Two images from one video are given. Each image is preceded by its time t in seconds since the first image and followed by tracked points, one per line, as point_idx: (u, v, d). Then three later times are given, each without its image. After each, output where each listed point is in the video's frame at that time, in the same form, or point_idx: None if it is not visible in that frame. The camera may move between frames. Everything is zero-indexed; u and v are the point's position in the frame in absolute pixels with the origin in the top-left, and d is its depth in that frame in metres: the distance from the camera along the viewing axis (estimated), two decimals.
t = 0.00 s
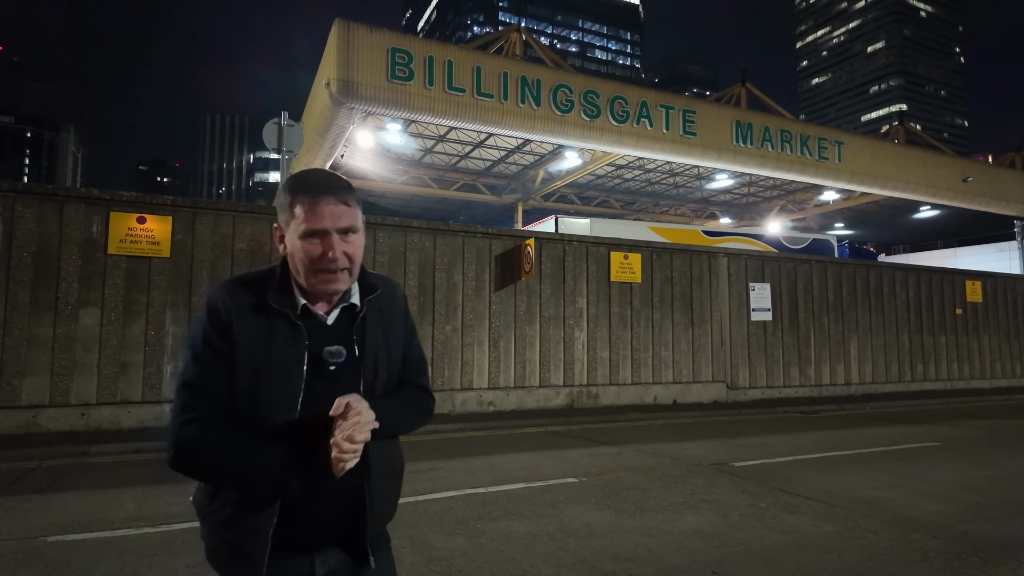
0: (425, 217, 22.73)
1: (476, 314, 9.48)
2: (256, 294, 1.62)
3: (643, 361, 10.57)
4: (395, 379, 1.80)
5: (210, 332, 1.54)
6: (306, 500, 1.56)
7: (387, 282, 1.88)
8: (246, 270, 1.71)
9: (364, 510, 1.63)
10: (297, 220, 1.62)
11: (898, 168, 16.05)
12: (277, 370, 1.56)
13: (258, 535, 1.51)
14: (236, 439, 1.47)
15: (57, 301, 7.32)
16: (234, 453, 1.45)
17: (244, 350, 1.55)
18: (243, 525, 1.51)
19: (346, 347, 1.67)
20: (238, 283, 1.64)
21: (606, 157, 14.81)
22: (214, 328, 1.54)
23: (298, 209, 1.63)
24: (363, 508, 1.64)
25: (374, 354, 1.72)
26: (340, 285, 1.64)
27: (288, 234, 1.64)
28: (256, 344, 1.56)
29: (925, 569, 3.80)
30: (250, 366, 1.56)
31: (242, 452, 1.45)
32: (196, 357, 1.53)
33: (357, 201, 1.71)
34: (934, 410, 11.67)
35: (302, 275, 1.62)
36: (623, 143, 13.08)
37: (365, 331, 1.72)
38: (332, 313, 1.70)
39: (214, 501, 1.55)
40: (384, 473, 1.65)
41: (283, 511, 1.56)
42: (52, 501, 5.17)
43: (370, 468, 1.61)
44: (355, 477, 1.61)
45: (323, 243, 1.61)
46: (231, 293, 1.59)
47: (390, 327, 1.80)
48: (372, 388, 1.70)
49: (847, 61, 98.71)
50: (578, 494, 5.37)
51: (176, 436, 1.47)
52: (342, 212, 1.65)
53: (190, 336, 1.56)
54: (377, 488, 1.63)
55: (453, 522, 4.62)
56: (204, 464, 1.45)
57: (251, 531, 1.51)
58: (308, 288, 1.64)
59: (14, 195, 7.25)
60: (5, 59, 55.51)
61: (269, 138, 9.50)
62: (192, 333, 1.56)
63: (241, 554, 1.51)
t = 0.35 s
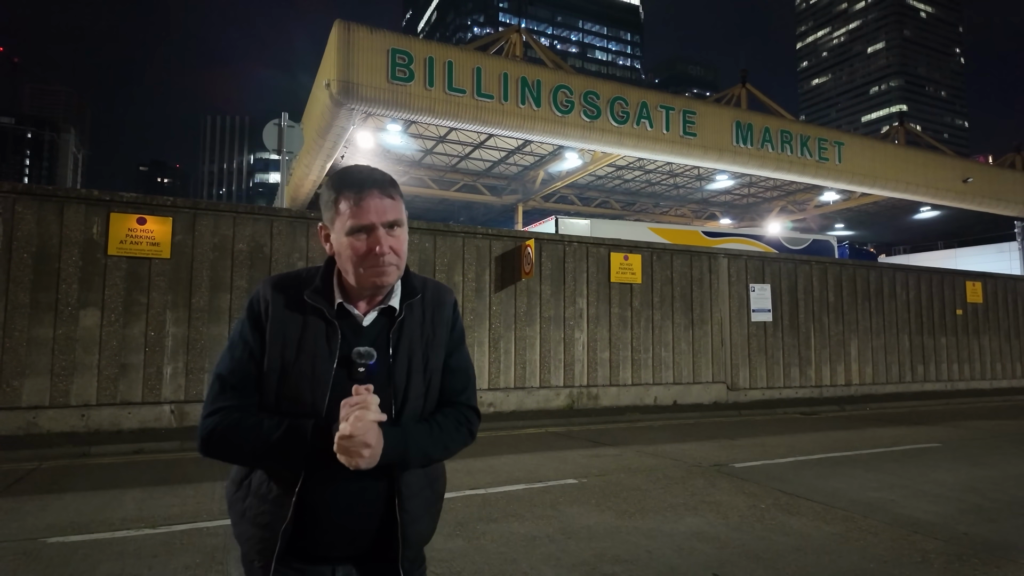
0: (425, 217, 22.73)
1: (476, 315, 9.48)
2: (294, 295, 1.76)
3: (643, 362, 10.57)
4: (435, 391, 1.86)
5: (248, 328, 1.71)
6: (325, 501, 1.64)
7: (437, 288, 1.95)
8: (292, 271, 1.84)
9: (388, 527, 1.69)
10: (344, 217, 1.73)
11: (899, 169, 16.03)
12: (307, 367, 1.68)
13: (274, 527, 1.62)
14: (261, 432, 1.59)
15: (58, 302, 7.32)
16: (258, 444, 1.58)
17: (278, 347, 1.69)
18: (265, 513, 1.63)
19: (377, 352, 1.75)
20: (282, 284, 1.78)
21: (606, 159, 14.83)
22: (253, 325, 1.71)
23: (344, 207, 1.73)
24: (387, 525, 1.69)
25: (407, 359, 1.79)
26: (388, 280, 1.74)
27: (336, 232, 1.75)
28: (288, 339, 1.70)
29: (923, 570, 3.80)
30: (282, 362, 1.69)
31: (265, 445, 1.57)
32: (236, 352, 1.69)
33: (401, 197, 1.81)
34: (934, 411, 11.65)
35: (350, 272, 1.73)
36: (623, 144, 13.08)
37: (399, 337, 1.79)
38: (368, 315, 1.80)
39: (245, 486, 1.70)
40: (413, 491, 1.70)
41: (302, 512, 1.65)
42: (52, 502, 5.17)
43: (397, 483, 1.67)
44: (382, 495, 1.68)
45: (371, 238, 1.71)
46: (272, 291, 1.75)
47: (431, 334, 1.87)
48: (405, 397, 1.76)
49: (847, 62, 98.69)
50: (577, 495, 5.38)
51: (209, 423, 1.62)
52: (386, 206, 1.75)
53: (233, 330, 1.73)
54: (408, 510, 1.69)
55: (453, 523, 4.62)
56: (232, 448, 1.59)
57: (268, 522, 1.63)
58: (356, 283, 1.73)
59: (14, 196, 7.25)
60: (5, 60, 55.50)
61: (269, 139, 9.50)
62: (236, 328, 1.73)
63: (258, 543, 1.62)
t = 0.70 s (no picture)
0: (424, 218, 22.69)
1: (476, 317, 9.43)
2: (278, 295, 1.65)
3: (643, 364, 10.52)
4: (424, 391, 1.84)
5: (229, 332, 1.59)
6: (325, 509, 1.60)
7: (422, 285, 1.93)
8: (267, 272, 1.70)
9: (388, 528, 1.68)
10: (358, 211, 1.64)
11: (900, 169, 15.99)
12: (297, 372, 1.60)
13: (270, 548, 1.54)
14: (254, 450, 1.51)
15: (54, 304, 7.27)
16: (251, 464, 1.49)
17: (264, 352, 1.59)
18: (256, 535, 1.54)
19: (368, 354, 1.71)
20: (261, 284, 1.66)
21: (606, 159, 14.79)
22: (233, 329, 1.59)
23: (356, 201, 1.64)
24: (386, 525, 1.69)
25: (398, 359, 1.76)
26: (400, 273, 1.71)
27: (344, 228, 1.64)
28: (277, 343, 1.60)
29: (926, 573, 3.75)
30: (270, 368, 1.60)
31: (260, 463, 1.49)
32: (215, 360, 1.56)
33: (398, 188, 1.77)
34: (936, 413, 11.60)
35: (364, 269, 1.65)
36: (623, 144, 13.02)
37: (389, 337, 1.76)
38: (355, 316, 1.74)
39: (228, 509, 1.59)
40: (412, 490, 1.70)
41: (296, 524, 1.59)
42: (47, 505, 5.13)
43: (396, 480, 1.67)
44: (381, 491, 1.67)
45: (388, 233, 1.67)
46: (254, 291, 1.63)
47: (420, 332, 1.84)
48: (399, 397, 1.74)
49: (847, 62, 98.63)
50: (577, 498, 5.33)
51: (191, 444, 1.50)
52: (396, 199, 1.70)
53: (210, 334, 1.60)
54: (407, 508, 1.69)
55: (451, 527, 4.58)
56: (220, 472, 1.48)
57: (262, 544, 1.54)
58: (370, 280, 1.67)
59: (11, 197, 7.21)
60: (5, 60, 55.45)
61: (268, 140, 9.45)
62: (214, 332, 1.60)
63: (252, 568, 1.53)
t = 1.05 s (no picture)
0: (424, 221, 22.71)
1: (475, 319, 9.43)
2: (269, 292, 1.51)
3: (643, 366, 10.51)
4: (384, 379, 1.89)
5: (228, 336, 1.38)
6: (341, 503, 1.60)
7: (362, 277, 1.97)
8: (255, 278, 1.49)
9: (377, 511, 1.73)
10: (372, 205, 1.69)
11: (899, 172, 16.01)
12: (309, 374, 1.49)
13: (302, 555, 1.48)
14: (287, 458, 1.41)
15: (53, 307, 7.27)
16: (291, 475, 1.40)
17: (274, 357, 1.43)
18: (285, 553, 1.45)
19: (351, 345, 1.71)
20: (247, 281, 1.47)
21: (605, 161, 14.79)
22: (236, 334, 1.39)
23: (373, 197, 1.69)
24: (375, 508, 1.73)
25: (370, 350, 1.79)
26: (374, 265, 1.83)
27: (359, 222, 1.65)
28: (282, 343, 1.46)
29: None
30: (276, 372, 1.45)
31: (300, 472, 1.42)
32: (218, 371, 1.36)
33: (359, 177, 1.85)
34: (935, 416, 11.59)
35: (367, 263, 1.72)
36: (623, 147, 13.02)
37: (361, 328, 1.78)
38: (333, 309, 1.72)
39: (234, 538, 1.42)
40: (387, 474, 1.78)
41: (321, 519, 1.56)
42: (45, 509, 5.11)
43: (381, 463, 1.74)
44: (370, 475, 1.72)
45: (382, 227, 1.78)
46: (244, 289, 1.44)
47: (375, 322, 1.89)
48: (376, 386, 1.78)
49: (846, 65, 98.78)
50: (576, 502, 5.32)
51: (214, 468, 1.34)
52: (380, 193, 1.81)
53: (200, 342, 1.37)
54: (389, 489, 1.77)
55: (451, 531, 4.56)
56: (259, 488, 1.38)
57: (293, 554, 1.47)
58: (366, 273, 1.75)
59: (9, 200, 7.20)
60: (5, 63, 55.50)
61: (267, 142, 9.45)
62: (201, 339, 1.38)
63: None
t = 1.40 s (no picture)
0: (424, 224, 22.73)
1: (475, 322, 9.42)
2: (246, 291, 1.53)
3: (643, 370, 10.50)
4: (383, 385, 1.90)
5: (195, 334, 1.42)
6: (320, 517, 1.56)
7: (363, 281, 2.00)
8: (212, 265, 1.56)
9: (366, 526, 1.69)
10: (329, 205, 1.61)
11: (899, 176, 16.02)
12: (283, 376, 1.50)
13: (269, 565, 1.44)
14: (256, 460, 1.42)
15: (53, 310, 7.26)
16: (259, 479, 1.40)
17: (246, 357, 1.46)
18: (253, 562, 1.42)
19: (339, 350, 1.71)
20: (219, 278, 1.50)
21: (605, 165, 14.81)
22: (206, 331, 1.42)
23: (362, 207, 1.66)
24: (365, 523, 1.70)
25: (364, 354, 1.79)
26: (357, 277, 1.72)
27: (311, 219, 1.61)
28: (255, 344, 1.48)
29: None
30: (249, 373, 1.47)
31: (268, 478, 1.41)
32: (186, 368, 1.39)
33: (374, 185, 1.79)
34: (936, 420, 11.58)
35: (323, 266, 1.64)
36: (623, 150, 13.03)
37: (356, 332, 1.79)
38: (322, 312, 1.73)
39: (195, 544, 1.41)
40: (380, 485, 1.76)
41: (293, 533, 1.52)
42: (43, 512, 5.09)
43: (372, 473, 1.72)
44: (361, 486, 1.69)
45: (355, 232, 1.67)
46: (218, 287, 1.48)
47: (374, 329, 1.90)
48: (370, 392, 1.78)
49: (846, 69, 98.97)
50: (576, 506, 5.30)
51: (173, 467, 1.36)
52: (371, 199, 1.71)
53: (173, 339, 1.42)
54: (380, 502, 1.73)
55: (450, 535, 4.54)
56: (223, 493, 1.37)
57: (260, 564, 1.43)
58: (327, 278, 1.66)
59: (10, 203, 7.20)
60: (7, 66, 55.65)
61: (268, 146, 9.46)
62: (175, 336, 1.42)
63: None
